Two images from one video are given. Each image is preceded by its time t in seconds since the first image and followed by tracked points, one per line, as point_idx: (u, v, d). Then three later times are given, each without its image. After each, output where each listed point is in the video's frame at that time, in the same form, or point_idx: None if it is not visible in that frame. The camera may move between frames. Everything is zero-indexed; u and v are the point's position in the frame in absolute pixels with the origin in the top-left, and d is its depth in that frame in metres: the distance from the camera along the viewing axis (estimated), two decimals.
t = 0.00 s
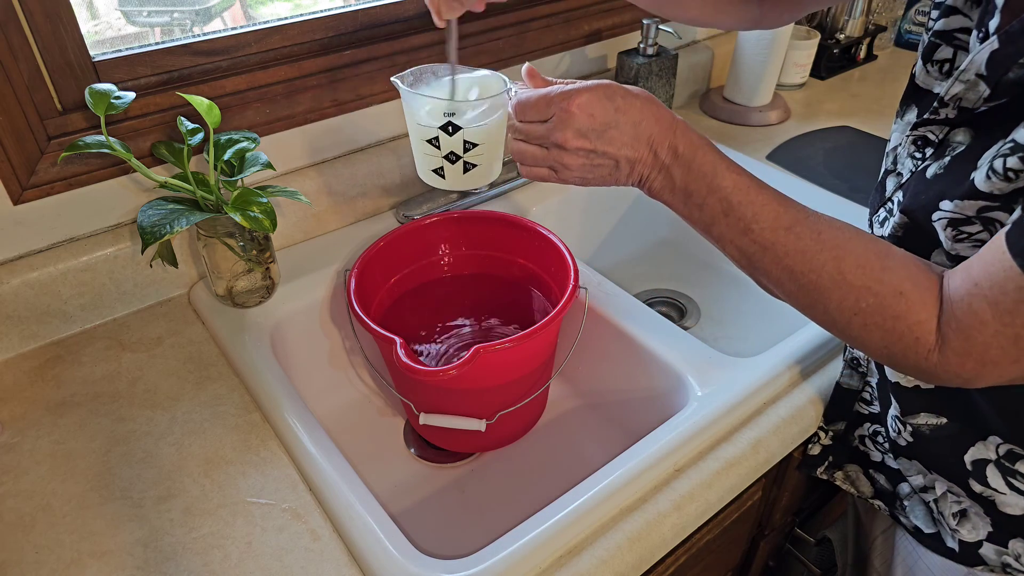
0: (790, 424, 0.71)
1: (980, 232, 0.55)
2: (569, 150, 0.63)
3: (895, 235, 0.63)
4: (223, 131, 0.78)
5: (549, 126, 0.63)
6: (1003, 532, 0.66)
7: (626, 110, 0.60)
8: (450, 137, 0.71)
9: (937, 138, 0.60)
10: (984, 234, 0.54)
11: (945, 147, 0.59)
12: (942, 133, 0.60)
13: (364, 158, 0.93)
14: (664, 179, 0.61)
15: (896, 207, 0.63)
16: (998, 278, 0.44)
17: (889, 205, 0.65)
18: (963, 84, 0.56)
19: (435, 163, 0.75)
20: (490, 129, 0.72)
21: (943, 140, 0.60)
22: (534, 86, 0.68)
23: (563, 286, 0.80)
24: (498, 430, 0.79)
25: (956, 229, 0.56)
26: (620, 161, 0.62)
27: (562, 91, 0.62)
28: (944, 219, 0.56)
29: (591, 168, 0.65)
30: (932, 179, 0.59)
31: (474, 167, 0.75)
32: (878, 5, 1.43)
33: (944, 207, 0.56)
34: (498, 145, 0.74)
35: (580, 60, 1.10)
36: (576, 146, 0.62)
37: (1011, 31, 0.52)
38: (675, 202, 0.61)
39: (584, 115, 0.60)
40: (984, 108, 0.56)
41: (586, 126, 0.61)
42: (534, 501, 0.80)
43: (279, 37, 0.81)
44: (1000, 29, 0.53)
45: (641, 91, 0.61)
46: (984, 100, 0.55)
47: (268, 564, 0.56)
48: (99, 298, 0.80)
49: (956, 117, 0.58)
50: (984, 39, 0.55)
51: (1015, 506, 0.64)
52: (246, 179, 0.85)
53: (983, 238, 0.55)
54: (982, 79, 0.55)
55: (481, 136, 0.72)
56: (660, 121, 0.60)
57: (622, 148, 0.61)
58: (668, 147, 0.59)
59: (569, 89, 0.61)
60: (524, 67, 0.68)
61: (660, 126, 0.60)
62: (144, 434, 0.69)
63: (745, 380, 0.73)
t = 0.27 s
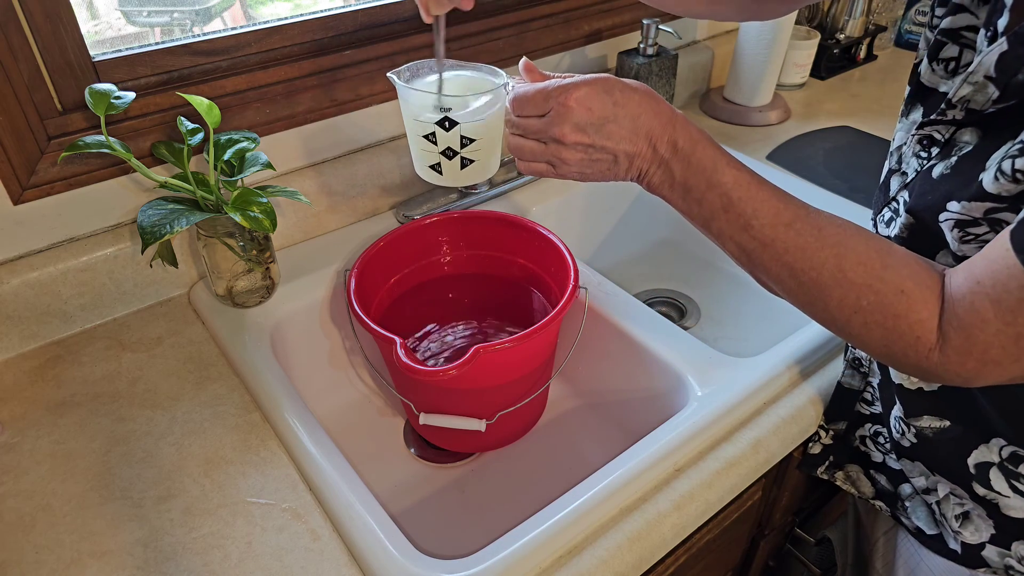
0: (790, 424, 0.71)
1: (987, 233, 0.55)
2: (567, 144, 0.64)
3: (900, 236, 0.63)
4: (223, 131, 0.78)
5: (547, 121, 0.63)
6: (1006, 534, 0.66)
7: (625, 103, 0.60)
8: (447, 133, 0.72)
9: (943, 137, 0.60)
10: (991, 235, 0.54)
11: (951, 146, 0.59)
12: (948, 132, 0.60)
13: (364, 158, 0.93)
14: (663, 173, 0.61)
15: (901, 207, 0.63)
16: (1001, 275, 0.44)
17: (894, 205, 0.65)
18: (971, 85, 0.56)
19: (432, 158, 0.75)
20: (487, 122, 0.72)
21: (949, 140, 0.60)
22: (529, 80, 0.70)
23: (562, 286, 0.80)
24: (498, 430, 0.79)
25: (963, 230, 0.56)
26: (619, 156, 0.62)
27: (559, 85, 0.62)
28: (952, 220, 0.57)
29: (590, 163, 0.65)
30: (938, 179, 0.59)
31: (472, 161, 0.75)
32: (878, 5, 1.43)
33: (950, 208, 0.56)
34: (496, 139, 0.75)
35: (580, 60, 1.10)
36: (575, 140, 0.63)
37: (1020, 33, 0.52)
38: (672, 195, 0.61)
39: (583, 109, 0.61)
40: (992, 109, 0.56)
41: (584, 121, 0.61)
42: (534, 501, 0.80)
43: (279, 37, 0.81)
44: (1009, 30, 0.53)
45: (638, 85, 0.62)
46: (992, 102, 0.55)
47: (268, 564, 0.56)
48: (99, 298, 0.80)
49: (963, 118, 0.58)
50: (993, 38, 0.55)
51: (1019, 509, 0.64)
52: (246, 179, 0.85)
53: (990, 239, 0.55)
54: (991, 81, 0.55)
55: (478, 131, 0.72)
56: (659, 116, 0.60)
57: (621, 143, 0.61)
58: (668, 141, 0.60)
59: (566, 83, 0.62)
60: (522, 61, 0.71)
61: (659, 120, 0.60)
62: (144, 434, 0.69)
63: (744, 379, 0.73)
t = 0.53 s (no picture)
0: (789, 424, 0.71)
1: (987, 233, 0.55)
2: (564, 140, 0.65)
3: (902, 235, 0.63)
4: (223, 131, 0.78)
5: (543, 116, 0.65)
6: (1006, 535, 0.66)
7: (623, 99, 0.61)
8: (445, 129, 0.71)
9: (944, 137, 0.60)
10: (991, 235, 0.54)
11: (952, 146, 0.59)
12: (948, 131, 0.60)
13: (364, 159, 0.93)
14: (660, 169, 0.61)
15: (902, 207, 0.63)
16: (997, 272, 0.44)
17: (894, 204, 0.66)
18: (972, 86, 0.56)
19: (429, 154, 0.74)
20: (486, 118, 0.72)
21: (950, 139, 0.60)
22: (527, 77, 0.70)
23: (562, 286, 0.80)
24: (498, 430, 0.79)
25: (964, 230, 0.56)
26: (616, 152, 0.63)
27: (556, 81, 0.63)
28: (953, 220, 0.57)
29: (588, 159, 0.66)
30: (938, 178, 0.59)
31: (470, 158, 0.75)
32: (878, 5, 1.44)
33: (951, 208, 0.56)
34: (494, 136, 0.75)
35: (580, 59, 1.11)
36: (570, 136, 0.64)
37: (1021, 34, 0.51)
38: (671, 193, 0.61)
39: (578, 105, 0.62)
40: (994, 110, 0.55)
41: (580, 116, 0.62)
42: (534, 501, 0.80)
43: (279, 37, 0.81)
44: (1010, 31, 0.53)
45: (637, 81, 0.62)
46: (993, 104, 0.55)
47: (268, 564, 0.56)
48: (99, 298, 0.80)
49: (965, 118, 0.58)
50: (994, 38, 0.55)
51: (1020, 510, 0.64)
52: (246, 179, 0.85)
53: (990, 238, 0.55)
54: (993, 83, 0.55)
55: (476, 127, 0.72)
56: (659, 112, 0.60)
57: (617, 138, 0.62)
58: (665, 137, 0.60)
59: (563, 79, 0.63)
60: (521, 58, 0.71)
61: (657, 115, 0.60)
62: (144, 434, 0.69)
63: (745, 379, 0.73)
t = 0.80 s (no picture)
0: (790, 425, 0.71)
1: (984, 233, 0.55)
2: (563, 135, 0.64)
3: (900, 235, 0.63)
4: (223, 131, 0.78)
5: (542, 111, 0.64)
6: (1005, 534, 0.66)
7: (622, 96, 0.61)
8: (444, 120, 0.71)
9: (941, 137, 0.60)
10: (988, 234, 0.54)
11: (949, 146, 0.59)
12: (945, 131, 0.60)
13: (363, 158, 0.93)
14: (658, 166, 0.61)
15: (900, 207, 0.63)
16: (991, 271, 0.45)
17: (892, 204, 0.66)
18: (968, 87, 0.56)
19: (429, 145, 0.74)
20: (485, 111, 0.71)
21: (947, 139, 0.60)
22: (527, 72, 0.70)
23: (563, 286, 0.80)
24: (498, 431, 0.79)
25: (960, 229, 0.56)
26: (614, 148, 0.63)
27: (555, 76, 0.63)
28: (949, 220, 0.57)
29: (586, 154, 0.66)
30: (935, 178, 0.59)
31: (469, 150, 0.74)
32: (878, 5, 1.44)
33: (947, 208, 0.56)
34: (493, 129, 0.74)
35: (580, 59, 1.11)
36: (569, 131, 0.63)
37: (1016, 34, 0.52)
38: (668, 190, 0.61)
39: (577, 100, 0.61)
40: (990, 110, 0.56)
41: (579, 111, 0.62)
42: (535, 501, 0.80)
43: (279, 37, 0.81)
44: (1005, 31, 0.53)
45: (636, 78, 0.62)
46: (990, 104, 0.55)
47: (268, 564, 0.56)
48: (99, 298, 0.80)
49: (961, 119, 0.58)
50: (990, 38, 0.55)
51: (1018, 510, 0.63)
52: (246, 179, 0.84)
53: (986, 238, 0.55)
54: (988, 83, 0.55)
55: (475, 120, 0.71)
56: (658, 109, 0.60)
57: (616, 134, 0.62)
58: (664, 133, 0.60)
59: (563, 74, 0.62)
60: (521, 53, 0.70)
61: (655, 112, 0.60)
62: (144, 434, 0.69)
63: (745, 379, 0.73)
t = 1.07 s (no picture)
0: (790, 424, 0.71)
1: (983, 232, 0.55)
2: (569, 133, 0.65)
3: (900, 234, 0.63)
4: (223, 131, 0.78)
5: (548, 109, 0.65)
6: (1006, 534, 0.66)
7: (627, 94, 0.61)
8: (452, 115, 0.71)
9: (939, 136, 0.60)
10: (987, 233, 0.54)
11: (947, 145, 0.59)
12: (944, 131, 0.60)
13: (363, 158, 0.93)
14: (664, 164, 0.61)
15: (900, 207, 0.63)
16: (991, 270, 0.45)
17: (891, 204, 0.66)
18: (965, 86, 0.56)
19: (435, 140, 0.74)
20: (492, 108, 0.71)
21: (946, 139, 0.60)
22: (535, 70, 0.70)
23: (563, 286, 0.80)
24: (498, 430, 0.79)
25: (959, 229, 0.56)
26: (619, 146, 0.63)
27: (562, 74, 0.64)
28: (948, 219, 0.56)
29: (591, 152, 0.66)
30: (933, 178, 0.59)
31: (475, 146, 0.74)
32: (878, 5, 1.43)
33: (946, 207, 0.56)
34: (500, 125, 0.74)
35: (580, 59, 1.11)
36: (575, 129, 0.64)
37: (1013, 35, 0.52)
38: (673, 188, 0.61)
39: (583, 98, 0.62)
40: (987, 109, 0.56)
41: (585, 108, 0.62)
42: (535, 501, 0.80)
43: (279, 37, 0.81)
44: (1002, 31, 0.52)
45: (643, 77, 0.62)
46: (986, 104, 0.55)
47: (268, 564, 0.56)
48: (99, 299, 0.80)
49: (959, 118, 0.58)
50: (987, 38, 0.55)
51: (1019, 509, 0.63)
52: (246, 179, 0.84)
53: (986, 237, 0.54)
54: (985, 82, 0.55)
55: (482, 116, 0.71)
56: (663, 108, 0.60)
57: (621, 133, 0.62)
58: (668, 133, 0.60)
59: (570, 73, 0.63)
60: (530, 52, 0.71)
61: (661, 111, 0.60)
62: (144, 434, 0.69)
63: (745, 379, 0.73)
